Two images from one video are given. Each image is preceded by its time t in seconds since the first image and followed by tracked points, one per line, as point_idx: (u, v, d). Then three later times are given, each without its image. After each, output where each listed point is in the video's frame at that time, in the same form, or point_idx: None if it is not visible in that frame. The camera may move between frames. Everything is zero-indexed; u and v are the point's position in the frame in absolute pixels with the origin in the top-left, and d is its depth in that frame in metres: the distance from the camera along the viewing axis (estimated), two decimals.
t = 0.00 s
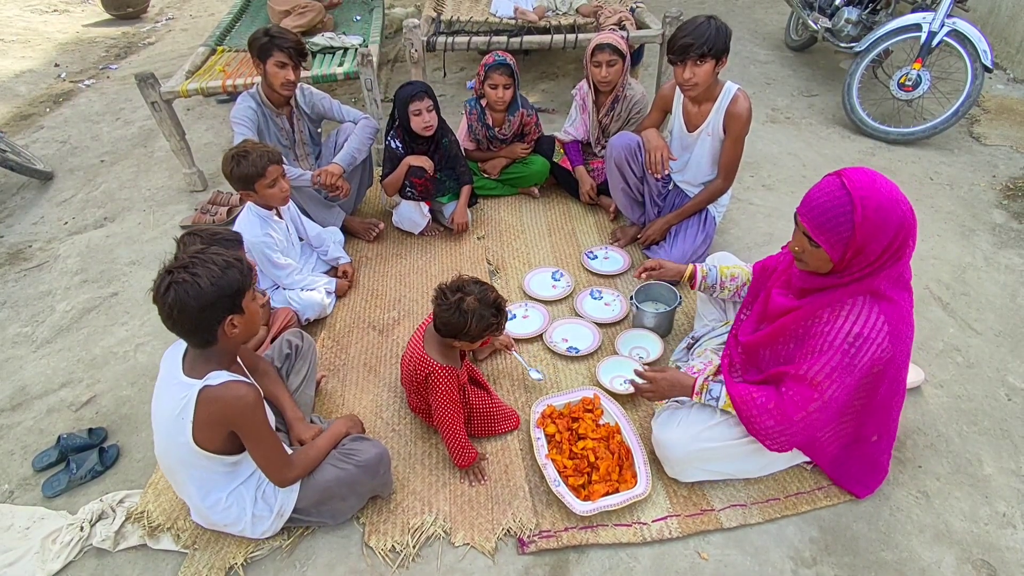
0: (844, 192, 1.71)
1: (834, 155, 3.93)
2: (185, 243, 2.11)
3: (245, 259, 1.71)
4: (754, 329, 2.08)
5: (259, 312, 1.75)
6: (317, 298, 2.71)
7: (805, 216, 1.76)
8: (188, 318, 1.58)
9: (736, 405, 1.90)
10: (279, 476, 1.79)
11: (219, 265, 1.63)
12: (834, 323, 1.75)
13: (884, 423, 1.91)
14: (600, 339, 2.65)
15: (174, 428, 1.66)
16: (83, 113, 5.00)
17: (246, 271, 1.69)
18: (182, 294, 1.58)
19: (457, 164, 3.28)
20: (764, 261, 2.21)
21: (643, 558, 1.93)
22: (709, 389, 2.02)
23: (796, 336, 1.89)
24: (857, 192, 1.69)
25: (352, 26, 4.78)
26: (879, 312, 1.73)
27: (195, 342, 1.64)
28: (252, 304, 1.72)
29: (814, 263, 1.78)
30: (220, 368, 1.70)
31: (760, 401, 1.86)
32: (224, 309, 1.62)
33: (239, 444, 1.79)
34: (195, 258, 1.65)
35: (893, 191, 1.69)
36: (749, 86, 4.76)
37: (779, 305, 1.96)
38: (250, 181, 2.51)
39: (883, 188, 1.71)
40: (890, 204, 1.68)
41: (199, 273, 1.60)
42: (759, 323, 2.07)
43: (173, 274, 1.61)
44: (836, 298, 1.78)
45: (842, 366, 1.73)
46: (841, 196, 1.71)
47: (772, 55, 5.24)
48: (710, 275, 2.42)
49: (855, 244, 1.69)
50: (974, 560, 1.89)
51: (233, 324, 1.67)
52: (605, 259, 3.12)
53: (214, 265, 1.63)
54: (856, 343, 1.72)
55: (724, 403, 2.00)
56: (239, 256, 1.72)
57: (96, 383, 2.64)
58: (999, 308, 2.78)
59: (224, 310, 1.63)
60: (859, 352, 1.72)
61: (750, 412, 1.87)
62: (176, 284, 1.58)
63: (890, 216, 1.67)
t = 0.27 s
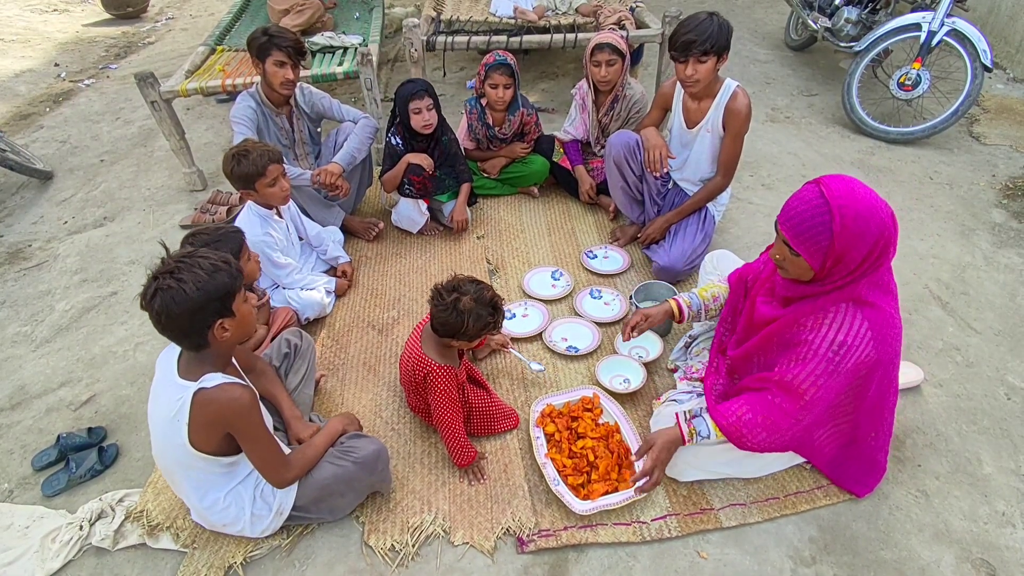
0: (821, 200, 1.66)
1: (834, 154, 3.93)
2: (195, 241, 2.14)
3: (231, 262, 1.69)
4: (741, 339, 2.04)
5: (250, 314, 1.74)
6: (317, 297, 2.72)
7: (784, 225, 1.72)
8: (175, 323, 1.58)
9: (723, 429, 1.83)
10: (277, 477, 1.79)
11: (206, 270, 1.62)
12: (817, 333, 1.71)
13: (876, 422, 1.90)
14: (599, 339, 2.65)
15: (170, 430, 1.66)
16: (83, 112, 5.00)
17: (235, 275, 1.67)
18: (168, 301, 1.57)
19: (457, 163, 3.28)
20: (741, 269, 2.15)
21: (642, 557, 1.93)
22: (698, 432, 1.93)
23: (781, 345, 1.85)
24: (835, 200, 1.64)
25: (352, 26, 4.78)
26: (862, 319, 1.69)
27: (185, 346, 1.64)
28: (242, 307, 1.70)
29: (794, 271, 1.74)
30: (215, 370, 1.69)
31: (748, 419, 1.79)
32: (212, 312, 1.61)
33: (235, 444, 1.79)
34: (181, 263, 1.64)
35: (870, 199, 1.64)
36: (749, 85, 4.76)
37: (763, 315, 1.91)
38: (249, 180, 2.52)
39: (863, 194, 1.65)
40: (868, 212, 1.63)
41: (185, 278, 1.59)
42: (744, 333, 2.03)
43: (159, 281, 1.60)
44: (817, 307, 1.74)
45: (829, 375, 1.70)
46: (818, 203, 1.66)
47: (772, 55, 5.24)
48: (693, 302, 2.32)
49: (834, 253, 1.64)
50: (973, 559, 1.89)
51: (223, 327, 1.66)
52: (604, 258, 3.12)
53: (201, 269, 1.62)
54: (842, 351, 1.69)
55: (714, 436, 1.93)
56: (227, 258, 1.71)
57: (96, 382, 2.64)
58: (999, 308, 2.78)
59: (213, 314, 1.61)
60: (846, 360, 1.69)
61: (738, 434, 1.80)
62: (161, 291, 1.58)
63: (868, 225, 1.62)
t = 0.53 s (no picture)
0: (783, 232, 1.63)
1: (834, 154, 3.93)
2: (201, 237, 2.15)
3: (223, 279, 1.64)
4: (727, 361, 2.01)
5: (241, 331, 1.69)
6: (317, 296, 2.72)
7: (750, 256, 1.70)
8: (157, 328, 1.61)
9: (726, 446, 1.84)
10: (275, 479, 1.79)
11: (190, 286, 1.59)
12: (809, 356, 1.70)
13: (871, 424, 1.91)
14: (599, 339, 2.65)
15: (168, 432, 1.66)
16: (83, 112, 5.00)
17: (221, 295, 1.62)
18: (150, 307, 1.59)
19: (457, 162, 3.28)
20: (696, 293, 2.10)
21: (643, 556, 1.93)
22: (699, 455, 1.94)
23: (772, 368, 1.83)
24: (797, 231, 1.61)
25: (352, 25, 4.78)
26: (850, 335, 1.68)
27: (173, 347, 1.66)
28: (231, 324, 1.66)
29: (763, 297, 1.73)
30: (212, 373, 1.69)
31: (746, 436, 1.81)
32: (191, 326, 1.59)
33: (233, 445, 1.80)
34: (174, 269, 1.63)
35: (837, 227, 1.59)
36: (749, 85, 4.76)
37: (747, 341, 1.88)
38: (249, 179, 2.52)
39: (827, 223, 1.60)
40: (834, 242, 1.58)
41: (168, 288, 1.59)
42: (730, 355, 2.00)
43: (149, 285, 1.61)
44: (804, 331, 1.71)
45: (822, 395, 1.70)
46: (780, 235, 1.63)
47: (772, 54, 5.24)
48: (638, 347, 2.19)
49: (797, 283, 1.62)
50: (972, 558, 1.90)
51: (206, 341, 1.63)
52: (604, 258, 3.12)
53: (186, 284, 1.59)
54: (833, 372, 1.68)
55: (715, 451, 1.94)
56: (222, 273, 1.66)
57: (97, 382, 2.64)
58: (998, 307, 2.78)
59: (192, 327, 1.60)
60: (838, 379, 1.68)
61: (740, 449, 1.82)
62: (147, 294, 1.60)
63: (835, 256, 1.58)
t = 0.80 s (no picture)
0: (758, 246, 1.64)
1: (834, 154, 3.93)
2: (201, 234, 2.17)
3: (224, 292, 1.61)
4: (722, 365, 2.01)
5: (240, 342, 1.68)
6: (317, 296, 2.72)
7: (728, 270, 1.73)
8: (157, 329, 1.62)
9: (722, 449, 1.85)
10: (276, 480, 1.79)
11: (188, 297, 1.57)
12: (799, 361, 1.69)
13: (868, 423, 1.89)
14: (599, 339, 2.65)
15: (169, 432, 1.66)
16: (83, 112, 4.99)
17: (219, 309, 1.59)
18: (148, 311, 1.60)
19: (457, 162, 3.28)
20: (687, 296, 2.11)
21: (642, 556, 1.93)
22: (689, 453, 1.95)
23: (765, 372, 1.82)
24: (771, 245, 1.62)
25: (352, 25, 4.78)
26: (840, 338, 1.66)
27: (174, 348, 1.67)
28: (230, 335, 1.64)
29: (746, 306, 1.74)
30: (213, 375, 1.69)
31: (741, 439, 1.81)
32: (187, 335, 1.59)
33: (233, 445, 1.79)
34: (182, 274, 1.62)
35: (813, 238, 1.60)
36: (749, 85, 4.76)
37: (739, 346, 1.88)
38: (249, 179, 2.52)
39: (802, 235, 1.61)
40: (810, 254, 1.58)
41: (168, 295, 1.58)
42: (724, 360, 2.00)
43: (152, 288, 1.62)
44: (793, 337, 1.71)
45: (815, 398, 1.69)
46: (756, 248, 1.65)
47: (772, 54, 5.24)
48: (632, 342, 2.21)
49: (776, 294, 1.63)
50: (972, 558, 1.89)
51: (203, 349, 1.63)
52: (604, 258, 3.12)
53: (185, 295, 1.57)
54: (824, 376, 1.67)
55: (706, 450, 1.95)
56: (223, 285, 1.62)
57: (96, 382, 2.64)
58: (998, 307, 2.78)
59: (188, 336, 1.59)
60: (830, 382, 1.67)
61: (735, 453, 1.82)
62: (151, 295, 1.61)
63: (811, 267, 1.58)
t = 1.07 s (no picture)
0: (748, 243, 1.68)
1: (834, 154, 3.93)
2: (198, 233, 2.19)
3: (233, 294, 1.60)
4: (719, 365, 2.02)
5: (247, 343, 1.68)
6: (316, 296, 2.72)
7: (718, 269, 1.76)
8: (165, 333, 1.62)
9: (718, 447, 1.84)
10: (278, 482, 1.79)
11: (197, 299, 1.57)
12: (794, 356, 1.70)
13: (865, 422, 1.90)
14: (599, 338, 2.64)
15: (171, 432, 1.66)
16: (83, 112, 4.99)
17: (226, 311, 1.59)
18: (158, 313, 1.60)
19: (458, 162, 3.28)
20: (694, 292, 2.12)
21: (642, 556, 1.93)
22: (688, 449, 1.94)
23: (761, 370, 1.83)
24: (760, 244, 1.65)
25: (352, 25, 4.78)
26: (834, 334, 1.67)
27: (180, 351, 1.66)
28: (237, 337, 1.65)
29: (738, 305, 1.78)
30: (217, 376, 1.68)
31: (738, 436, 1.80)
32: (194, 338, 1.59)
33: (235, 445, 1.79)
34: (190, 277, 1.62)
35: (802, 239, 1.62)
36: (749, 85, 4.76)
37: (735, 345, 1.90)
38: (252, 177, 2.51)
39: (793, 236, 1.63)
40: (799, 253, 1.61)
41: (176, 298, 1.58)
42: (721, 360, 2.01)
43: (161, 290, 1.62)
44: (787, 333, 1.72)
45: (811, 394, 1.69)
46: (746, 247, 1.68)
47: (772, 54, 5.24)
48: (645, 325, 2.23)
49: (765, 292, 1.67)
50: (972, 558, 1.89)
51: (210, 351, 1.63)
52: (604, 258, 3.12)
53: (194, 297, 1.57)
54: (820, 371, 1.67)
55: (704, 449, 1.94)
56: (233, 287, 1.62)
57: (96, 381, 2.64)
58: (998, 307, 2.78)
59: (196, 339, 1.60)
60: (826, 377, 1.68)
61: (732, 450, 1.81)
62: (159, 299, 1.60)
63: (800, 266, 1.61)
